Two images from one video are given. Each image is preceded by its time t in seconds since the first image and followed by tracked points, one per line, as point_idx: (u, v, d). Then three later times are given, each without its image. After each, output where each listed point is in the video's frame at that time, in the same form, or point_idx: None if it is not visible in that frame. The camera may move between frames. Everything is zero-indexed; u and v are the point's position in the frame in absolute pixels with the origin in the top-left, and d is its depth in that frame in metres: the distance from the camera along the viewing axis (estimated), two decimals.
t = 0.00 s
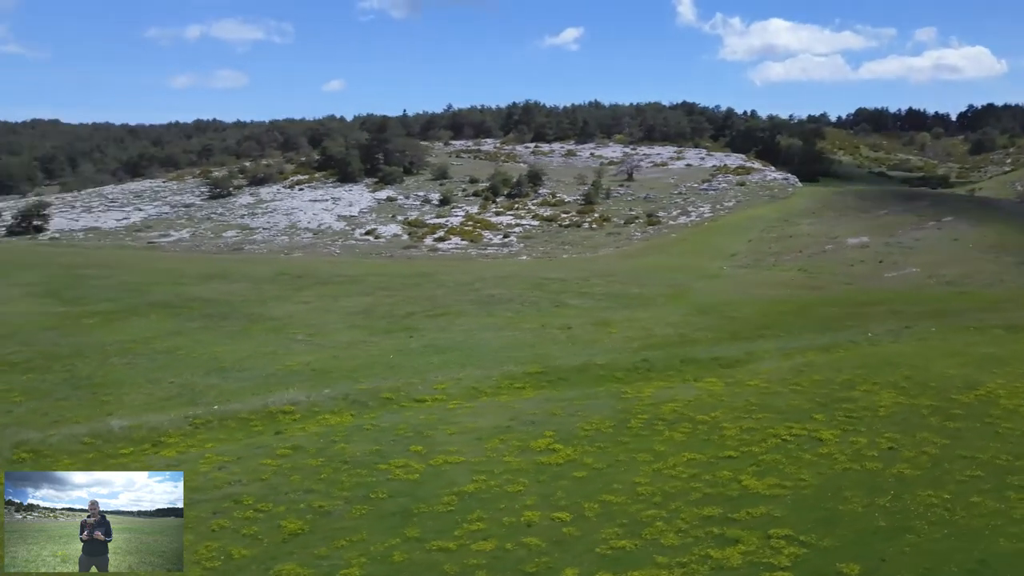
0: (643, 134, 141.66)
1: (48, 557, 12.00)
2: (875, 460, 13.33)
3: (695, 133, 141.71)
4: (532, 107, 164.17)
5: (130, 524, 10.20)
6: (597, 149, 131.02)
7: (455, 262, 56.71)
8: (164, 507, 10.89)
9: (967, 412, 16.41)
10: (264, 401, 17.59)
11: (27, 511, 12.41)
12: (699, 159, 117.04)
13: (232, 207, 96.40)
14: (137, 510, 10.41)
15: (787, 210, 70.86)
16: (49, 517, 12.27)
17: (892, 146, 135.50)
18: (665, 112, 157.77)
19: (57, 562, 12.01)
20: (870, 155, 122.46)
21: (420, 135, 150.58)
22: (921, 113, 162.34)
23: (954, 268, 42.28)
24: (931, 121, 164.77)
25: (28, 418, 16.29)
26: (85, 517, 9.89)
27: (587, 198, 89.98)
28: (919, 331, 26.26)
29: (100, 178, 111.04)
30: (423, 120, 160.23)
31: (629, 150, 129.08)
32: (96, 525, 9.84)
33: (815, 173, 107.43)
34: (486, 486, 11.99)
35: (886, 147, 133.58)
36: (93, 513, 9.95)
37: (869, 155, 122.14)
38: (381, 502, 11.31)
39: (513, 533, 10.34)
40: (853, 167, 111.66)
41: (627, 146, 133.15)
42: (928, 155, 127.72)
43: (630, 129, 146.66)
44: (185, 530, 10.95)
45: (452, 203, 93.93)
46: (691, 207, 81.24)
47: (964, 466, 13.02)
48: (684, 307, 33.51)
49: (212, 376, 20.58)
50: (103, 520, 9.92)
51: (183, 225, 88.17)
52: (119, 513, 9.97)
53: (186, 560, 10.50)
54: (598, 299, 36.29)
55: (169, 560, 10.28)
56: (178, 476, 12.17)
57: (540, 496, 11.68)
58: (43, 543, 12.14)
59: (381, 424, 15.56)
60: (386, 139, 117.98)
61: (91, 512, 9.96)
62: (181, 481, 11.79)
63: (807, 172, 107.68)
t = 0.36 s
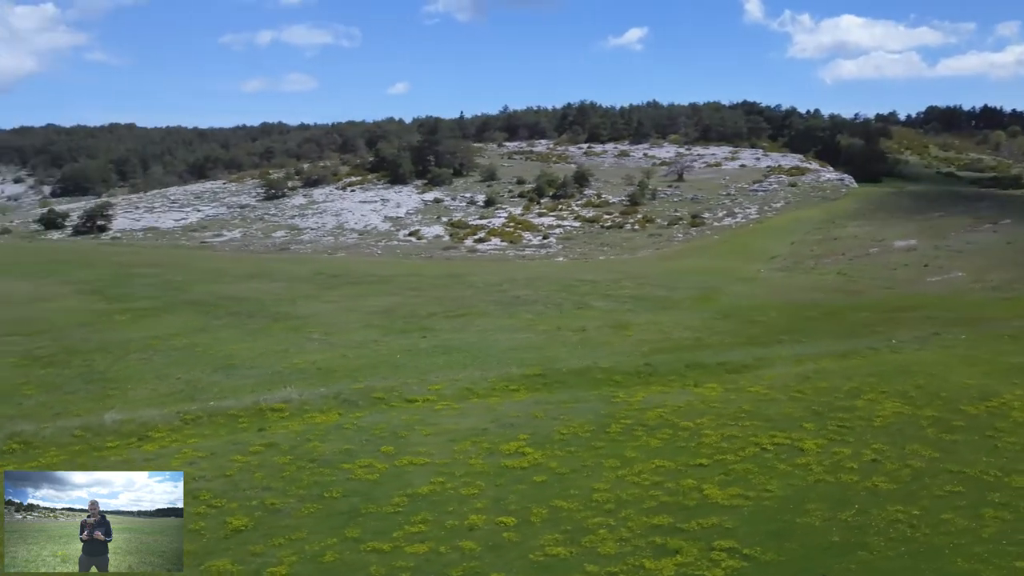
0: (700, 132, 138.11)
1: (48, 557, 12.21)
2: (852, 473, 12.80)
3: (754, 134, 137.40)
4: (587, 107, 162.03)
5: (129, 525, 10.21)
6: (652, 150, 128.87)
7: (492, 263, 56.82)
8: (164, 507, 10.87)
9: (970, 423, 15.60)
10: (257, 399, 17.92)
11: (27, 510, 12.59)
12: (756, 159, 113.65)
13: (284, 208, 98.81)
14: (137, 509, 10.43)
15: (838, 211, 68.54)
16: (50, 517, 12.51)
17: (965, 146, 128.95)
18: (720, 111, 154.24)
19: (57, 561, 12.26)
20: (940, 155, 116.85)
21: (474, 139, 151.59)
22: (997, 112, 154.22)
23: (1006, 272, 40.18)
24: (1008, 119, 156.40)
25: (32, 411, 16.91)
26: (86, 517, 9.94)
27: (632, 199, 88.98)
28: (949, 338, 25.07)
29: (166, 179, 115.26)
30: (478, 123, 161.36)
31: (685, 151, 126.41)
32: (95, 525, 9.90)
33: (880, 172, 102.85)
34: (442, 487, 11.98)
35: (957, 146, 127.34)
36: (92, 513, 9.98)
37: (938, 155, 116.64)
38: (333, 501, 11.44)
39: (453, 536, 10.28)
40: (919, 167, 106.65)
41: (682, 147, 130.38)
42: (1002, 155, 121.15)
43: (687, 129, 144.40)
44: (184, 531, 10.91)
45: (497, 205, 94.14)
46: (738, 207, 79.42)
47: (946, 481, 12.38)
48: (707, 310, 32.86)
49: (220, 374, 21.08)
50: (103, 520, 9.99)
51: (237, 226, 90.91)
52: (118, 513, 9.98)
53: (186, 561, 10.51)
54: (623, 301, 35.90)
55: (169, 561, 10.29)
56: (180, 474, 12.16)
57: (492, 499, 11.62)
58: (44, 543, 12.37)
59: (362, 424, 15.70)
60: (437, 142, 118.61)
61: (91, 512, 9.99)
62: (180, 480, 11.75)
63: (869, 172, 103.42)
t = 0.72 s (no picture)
0: (760, 132, 134.40)
1: (50, 558, 11.88)
2: (825, 484, 12.39)
3: (815, 134, 133.15)
4: (645, 107, 159.56)
5: (130, 524, 9.71)
6: (709, 150, 126.32)
7: (531, 264, 56.69)
8: (164, 507, 10.45)
9: (971, 436, 14.90)
10: (255, 395, 18.38)
11: (27, 512, 12.37)
12: (816, 159, 110.06)
13: (338, 209, 100.64)
14: (137, 510, 9.91)
15: (895, 213, 65.87)
16: (50, 518, 12.21)
17: None
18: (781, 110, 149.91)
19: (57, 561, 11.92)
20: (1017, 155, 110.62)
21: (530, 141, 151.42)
22: None
23: None
24: None
25: (38, 403, 17.75)
26: (85, 517, 9.34)
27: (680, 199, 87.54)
28: (980, 347, 23.90)
29: (229, 181, 118.92)
30: (536, 123, 161.41)
31: (743, 151, 123.27)
32: (95, 525, 9.31)
33: (949, 172, 97.91)
34: (401, 486, 12.06)
35: None
36: (92, 514, 9.41)
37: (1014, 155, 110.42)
38: (291, 496, 11.69)
39: (395, 536, 10.38)
40: (992, 167, 101.17)
41: (740, 147, 127.22)
42: None
43: (746, 129, 140.89)
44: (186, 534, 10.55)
45: (544, 206, 93.99)
46: (790, 208, 77.17)
47: (922, 496, 11.86)
48: (733, 314, 32.11)
49: (230, 369, 21.67)
50: (103, 520, 9.39)
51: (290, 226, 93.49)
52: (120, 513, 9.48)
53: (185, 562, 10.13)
54: (648, 304, 35.37)
55: (171, 560, 9.98)
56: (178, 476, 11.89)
57: (448, 499, 11.69)
58: (46, 543, 12.06)
59: (347, 421, 15.92)
60: (489, 143, 118.73)
61: (90, 512, 9.41)
62: (181, 481, 11.50)
63: (937, 172, 98.57)
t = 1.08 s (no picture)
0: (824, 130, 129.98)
1: (48, 558, 11.61)
2: (795, 494, 12.02)
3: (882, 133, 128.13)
4: (706, 106, 156.17)
5: (130, 525, 9.73)
6: (769, 150, 123.05)
7: (572, 265, 56.42)
8: (163, 507, 10.45)
9: (967, 448, 14.24)
10: (257, 391, 18.89)
11: (27, 511, 12.14)
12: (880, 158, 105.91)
13: (391, 210, 101.99)
14: (137, 510, 9.99)
15: (957, 214, 62.99)
16: (49, 518, 12.00)
17: None
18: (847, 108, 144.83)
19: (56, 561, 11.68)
20: None
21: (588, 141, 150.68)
22: None
23: None
24: None
25: (54, 395, 18.63)
26: (86, 517, 9.43)
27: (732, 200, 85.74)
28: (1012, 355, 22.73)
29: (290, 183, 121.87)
30: (595, 124, 160.38)
31: (805, 151, 119.51)
32: (97, 526, 9.42)
33: None
34: (364, 484, 12.22)
35: None
36: (93, 514, 9.45)
37: None
38: (255, 491, 12.00)
39: (341, 532, 10.58)
40: None
41: (802, 146, 123.40)
42: None
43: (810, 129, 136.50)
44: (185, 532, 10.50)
45: (593, 207, 93.36)
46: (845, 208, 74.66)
47: (894, 509, 11.39)
48: (762, 317, 31.34)
49: (244, 366, 22.32)
50: (105, 521, 9.52)
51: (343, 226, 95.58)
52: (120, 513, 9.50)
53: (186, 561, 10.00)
54: (677, 306, 34.84)
55: (170, 560, 9.84)
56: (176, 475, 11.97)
57: (405, 497, 11.80)
58: (44, 543, 11.82)
59: (334, 419, 16.21)
60: (543, 144, 118.21)
61: (91, 512, 9.46)
62: (180, 481, 11.55)
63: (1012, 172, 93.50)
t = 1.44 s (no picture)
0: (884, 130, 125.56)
1: (50, 558, 11.53)
2: (754, 502, 11.82)
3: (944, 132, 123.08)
4: (762, 105, 152.48)
5: (131, 525, 10.04)
6: (824, 150, 119.69)
7: (607, 267, 56.12)
8: (164, 508, 10.80)
9: (951, 459, 13.73)
10: (255, 387, 19.45)
11: (27, 511, 12.14)
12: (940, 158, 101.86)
13: (437, 211, 102.91)
14: (137, 510, 10.27)
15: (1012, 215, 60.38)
16: (50, 518, 11.83)
17: None
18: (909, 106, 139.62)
19: (57, 561, 11.57)
20: None
21: (640, 142, 149.14)
22: None
23: None
24: None
25: (66, 387, 19.57)
26: (87, 517, 9.65)
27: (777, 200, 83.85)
28: None
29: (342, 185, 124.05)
30: (648, 125, 158.86)
31: (864, 150, 115.62)
32: (96, 525, 9.57)
33: None
34: (323, 480, 12.51)
35: None
36: (94, 513, 9.73)
37: None
38: (219, 483, 12.45)
39: (285, 527, 10.99)
40: None
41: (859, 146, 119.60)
42: None
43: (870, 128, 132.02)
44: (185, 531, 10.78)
45: (636, 208, 92.56)
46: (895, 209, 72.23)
47: (850, 520, 11.14)
48: (782, 321, 30.69)
49: (251, 362, 22.98)
50: (103, 520, 9.68)
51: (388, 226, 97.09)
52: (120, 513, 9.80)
53: (185, 562, 10.22)
54: (699, 308, 34.29)
55: (169, 560, 10.08)
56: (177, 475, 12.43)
57: (359, 494, 12.05)
58: (44, 544, 11.75)
59: (317, 416, 16.57)
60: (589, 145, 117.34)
61: (91, 512, 9.74)
62: (181, 483, 11.96)
63: None
